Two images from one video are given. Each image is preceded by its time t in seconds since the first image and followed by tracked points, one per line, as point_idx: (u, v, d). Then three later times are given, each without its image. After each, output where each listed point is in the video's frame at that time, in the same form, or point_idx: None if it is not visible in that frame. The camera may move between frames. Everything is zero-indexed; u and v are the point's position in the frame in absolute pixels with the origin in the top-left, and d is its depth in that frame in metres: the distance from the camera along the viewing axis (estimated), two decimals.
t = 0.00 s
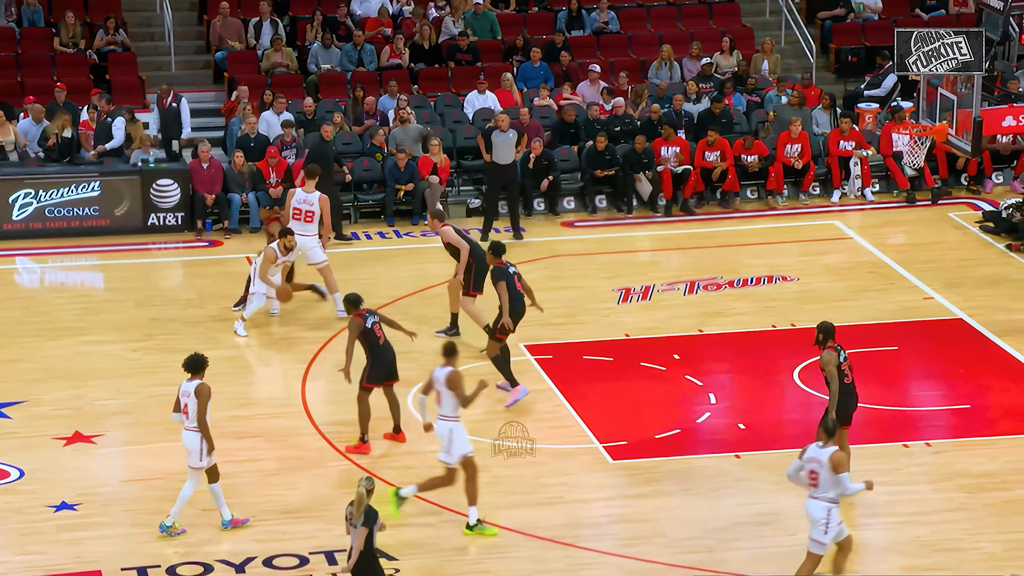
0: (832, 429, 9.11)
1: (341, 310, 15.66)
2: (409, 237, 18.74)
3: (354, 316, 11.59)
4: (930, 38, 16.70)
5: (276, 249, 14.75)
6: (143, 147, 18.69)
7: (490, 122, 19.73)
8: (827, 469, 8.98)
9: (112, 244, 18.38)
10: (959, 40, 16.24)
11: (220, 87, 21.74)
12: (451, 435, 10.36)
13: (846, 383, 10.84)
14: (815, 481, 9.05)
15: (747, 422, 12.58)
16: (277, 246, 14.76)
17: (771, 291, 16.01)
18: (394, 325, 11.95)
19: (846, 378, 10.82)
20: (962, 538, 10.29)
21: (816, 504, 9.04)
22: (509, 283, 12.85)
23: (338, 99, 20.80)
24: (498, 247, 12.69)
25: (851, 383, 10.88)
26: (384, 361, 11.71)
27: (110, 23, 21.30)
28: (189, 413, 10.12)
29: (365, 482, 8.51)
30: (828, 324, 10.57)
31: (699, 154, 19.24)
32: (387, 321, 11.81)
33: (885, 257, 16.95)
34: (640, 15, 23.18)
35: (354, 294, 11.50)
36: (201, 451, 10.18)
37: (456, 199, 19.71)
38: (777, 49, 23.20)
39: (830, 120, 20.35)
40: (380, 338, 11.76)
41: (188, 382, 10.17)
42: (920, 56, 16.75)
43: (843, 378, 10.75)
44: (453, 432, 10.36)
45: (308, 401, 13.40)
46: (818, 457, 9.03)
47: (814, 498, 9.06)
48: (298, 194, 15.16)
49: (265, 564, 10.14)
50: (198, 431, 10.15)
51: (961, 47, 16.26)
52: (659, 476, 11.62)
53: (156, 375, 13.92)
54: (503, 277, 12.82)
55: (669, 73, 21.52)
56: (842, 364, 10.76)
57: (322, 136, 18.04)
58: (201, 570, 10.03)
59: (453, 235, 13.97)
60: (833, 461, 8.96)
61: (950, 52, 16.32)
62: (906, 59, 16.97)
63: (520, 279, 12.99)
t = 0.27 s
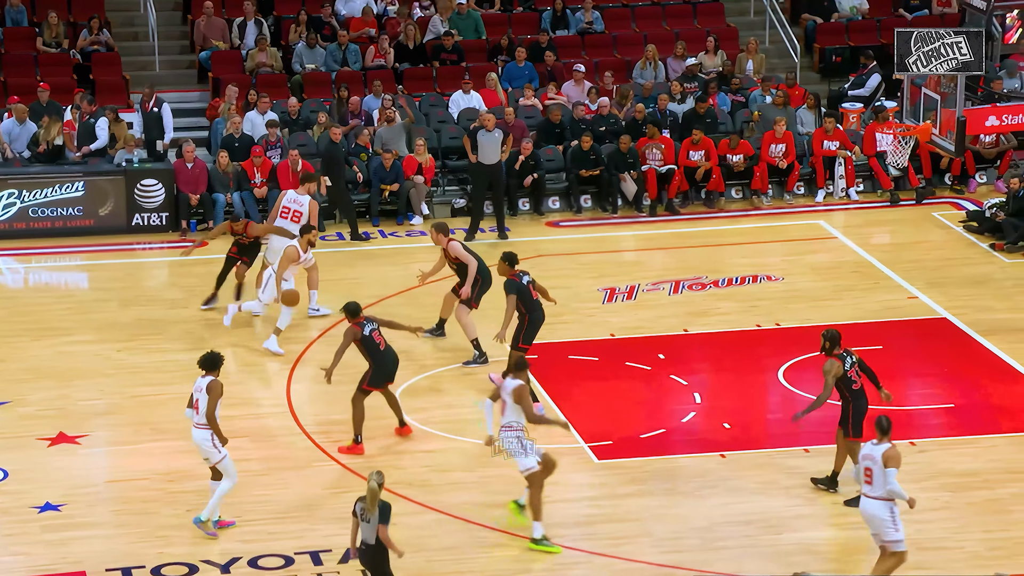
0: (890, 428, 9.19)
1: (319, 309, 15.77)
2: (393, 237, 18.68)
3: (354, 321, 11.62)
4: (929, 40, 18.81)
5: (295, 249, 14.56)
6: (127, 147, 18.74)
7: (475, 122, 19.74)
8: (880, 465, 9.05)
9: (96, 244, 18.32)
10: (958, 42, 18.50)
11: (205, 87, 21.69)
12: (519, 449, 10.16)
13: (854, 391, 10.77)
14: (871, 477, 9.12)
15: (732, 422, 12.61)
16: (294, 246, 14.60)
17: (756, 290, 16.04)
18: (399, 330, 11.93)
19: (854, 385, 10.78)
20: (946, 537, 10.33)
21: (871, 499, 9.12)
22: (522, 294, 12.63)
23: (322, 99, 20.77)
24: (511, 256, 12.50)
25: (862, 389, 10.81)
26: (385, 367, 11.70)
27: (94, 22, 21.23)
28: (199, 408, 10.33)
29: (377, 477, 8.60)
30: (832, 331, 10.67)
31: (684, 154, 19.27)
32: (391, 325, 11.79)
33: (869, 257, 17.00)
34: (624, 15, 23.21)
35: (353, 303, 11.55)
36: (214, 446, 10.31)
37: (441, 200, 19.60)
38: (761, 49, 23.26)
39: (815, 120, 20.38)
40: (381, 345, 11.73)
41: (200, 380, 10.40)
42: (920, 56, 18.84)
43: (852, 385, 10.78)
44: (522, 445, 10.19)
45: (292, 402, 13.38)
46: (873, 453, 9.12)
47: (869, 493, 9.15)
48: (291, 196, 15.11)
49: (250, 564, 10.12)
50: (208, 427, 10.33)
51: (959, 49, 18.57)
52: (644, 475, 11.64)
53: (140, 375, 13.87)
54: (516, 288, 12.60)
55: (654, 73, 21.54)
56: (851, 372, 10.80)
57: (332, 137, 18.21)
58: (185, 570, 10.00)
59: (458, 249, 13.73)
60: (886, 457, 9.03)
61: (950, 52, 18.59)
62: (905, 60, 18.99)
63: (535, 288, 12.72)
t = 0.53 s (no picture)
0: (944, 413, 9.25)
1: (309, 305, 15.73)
2: (373, 237, 18.66)
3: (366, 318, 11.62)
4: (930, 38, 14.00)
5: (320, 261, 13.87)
6: (105, 147, 18.66)
7: (454, 122, 19.73)
8: (933, 452, 9.12)
9: (75, 245, 18.24)
10: (959, 38, 13.79)
11: (184, 87, 21.62)
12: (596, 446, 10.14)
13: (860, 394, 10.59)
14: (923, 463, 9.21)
15: (712, 421, 12.64)
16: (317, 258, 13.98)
17: (736, 290, 16.09)
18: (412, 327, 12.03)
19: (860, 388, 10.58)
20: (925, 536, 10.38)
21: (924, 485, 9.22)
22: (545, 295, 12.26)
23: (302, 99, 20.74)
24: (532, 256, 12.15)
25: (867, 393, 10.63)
26: (393, 364, 11.74)
27: (71, 23, 21.13)
28: (206, 415, 10.10)
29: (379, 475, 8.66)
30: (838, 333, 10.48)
31: (664, 154, 19.30)
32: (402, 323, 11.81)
33: (848, 256, 17.08)
34: (603, 15, 23.22)
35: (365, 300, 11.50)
36: (221, 449, 10.19)
37: (421, 200, 19.69)
38: (740, 49, 23.32)
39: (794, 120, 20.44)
40: (391, 342, 11.77)
41: (207, 385, 10.15)
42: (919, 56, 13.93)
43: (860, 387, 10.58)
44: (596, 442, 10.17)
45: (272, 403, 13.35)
46: (925, 439, 9.19)
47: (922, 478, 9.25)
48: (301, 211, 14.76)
49: (230, 565, 10.09)
50: (214, 432, 10.13)
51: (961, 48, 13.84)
52: (624, 475, 11.65)
53: (120, 376, 13.81)
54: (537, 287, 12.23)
55: (634, 73, 21.56)
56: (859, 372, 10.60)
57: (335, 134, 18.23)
58: (165, 571, 9.97)
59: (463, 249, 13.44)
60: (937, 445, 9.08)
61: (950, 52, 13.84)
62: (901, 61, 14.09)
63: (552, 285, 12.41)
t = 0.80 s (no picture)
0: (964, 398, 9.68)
1: (287, 307, 15.68)
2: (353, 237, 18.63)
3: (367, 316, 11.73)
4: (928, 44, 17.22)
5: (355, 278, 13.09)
6: (84, 148, 18.57)
7: (434, 122, 19.71)
8: (971, 434, 9.53)
9: (53, 246, 18.14)
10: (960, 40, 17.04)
11: (163, 88, 21.55)
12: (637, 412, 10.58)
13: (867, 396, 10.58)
14: (958, 446, 9.60)
15: (692, 421, 12.67)
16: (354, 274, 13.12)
17: (716, 290, 16.13)
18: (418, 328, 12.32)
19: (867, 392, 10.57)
20: (904, 535, 10.43)
21: (961, 468, 9.59)
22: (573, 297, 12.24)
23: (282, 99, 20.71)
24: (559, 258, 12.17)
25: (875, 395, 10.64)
26: (395, 361, 11.72)
27: (50, 23, 21.02)
28: (202, 415, 10.11)
29: (373, 472, 8.64)
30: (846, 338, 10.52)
31: (644, 154, 19.34)
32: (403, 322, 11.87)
33: (827, 256, 17.15)
34: (583, 16, 23.24)
35: (364, 298, 11.68)
36: (217, 451, 10.19)
37: (401, 200, 19.63)
38: (719, 50, 23.38)
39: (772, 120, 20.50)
40: (394, 338, 11.76)
41: (205, 385, 10.14)
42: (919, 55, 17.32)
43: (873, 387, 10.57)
44: (636, 408, 10.62)
45: (252, 404, 13.31)
46: (961, 422, 9.58)
47: (956, 461, 9.61)
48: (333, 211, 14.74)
49: (210, 566, 10.05)
50: (212, 433, 10.15)
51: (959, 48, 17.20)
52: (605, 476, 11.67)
53: (99, 378, 13.74)
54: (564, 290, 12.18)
55: (614, 74, 21.59)
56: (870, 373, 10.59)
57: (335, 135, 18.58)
58: (144, 573, 9.92)
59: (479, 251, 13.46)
60: (977, 426, 9.51)
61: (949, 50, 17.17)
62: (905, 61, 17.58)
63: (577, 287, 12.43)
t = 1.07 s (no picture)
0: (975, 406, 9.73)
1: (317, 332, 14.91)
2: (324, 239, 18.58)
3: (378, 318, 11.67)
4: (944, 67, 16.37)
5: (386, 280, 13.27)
6: (54, 149, 18.45)
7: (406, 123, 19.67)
8: (977, 445, 9.63)
9: (23, 247, 18.00)
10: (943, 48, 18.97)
11: (134, 89, 21.42)
12: (667, 399, 11.00)
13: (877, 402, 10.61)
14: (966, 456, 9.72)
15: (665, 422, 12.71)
16: (379, 275, 13.36)
17: (689, 290, 16.18)
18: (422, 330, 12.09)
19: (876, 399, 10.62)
20: (875, 534, 10.50)
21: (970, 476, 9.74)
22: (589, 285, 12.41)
23: (253, 100, 20.65)
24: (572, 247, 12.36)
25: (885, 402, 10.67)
26: (403, 366, 11.73)
27: (19, 24, 20.84)
28: (181, 415, 10.06)
29: (365, 474, 8.57)
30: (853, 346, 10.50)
31: (616, 154, 19.39)
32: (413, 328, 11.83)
33: (799, 256, 17.24)
34: (555, 16, 23.24)
35: (378, 300, 11.62)
36: (192, 452, 10.16)
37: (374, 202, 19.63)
38: (691, 50, 23.45)
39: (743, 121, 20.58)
40: (403, 344, 11.75)
41: (182, 385, 10.09)
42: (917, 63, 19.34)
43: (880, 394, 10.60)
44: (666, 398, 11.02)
45: (224, 406, 13.26)
46: (967, 432, 9.68)
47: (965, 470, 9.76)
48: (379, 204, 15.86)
49: (182, 569, 10.00)
50: (191, 432, 10.13)
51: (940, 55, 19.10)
52: (579, 476, 11.68)
53: (71, 380, 13.64)
54: (583, 280, 12.37)
55: (586, 74, 21.62)
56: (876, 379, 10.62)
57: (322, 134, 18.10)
58: None
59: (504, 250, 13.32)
60: (982, 436, 9.60)
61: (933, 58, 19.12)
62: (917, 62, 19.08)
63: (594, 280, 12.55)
